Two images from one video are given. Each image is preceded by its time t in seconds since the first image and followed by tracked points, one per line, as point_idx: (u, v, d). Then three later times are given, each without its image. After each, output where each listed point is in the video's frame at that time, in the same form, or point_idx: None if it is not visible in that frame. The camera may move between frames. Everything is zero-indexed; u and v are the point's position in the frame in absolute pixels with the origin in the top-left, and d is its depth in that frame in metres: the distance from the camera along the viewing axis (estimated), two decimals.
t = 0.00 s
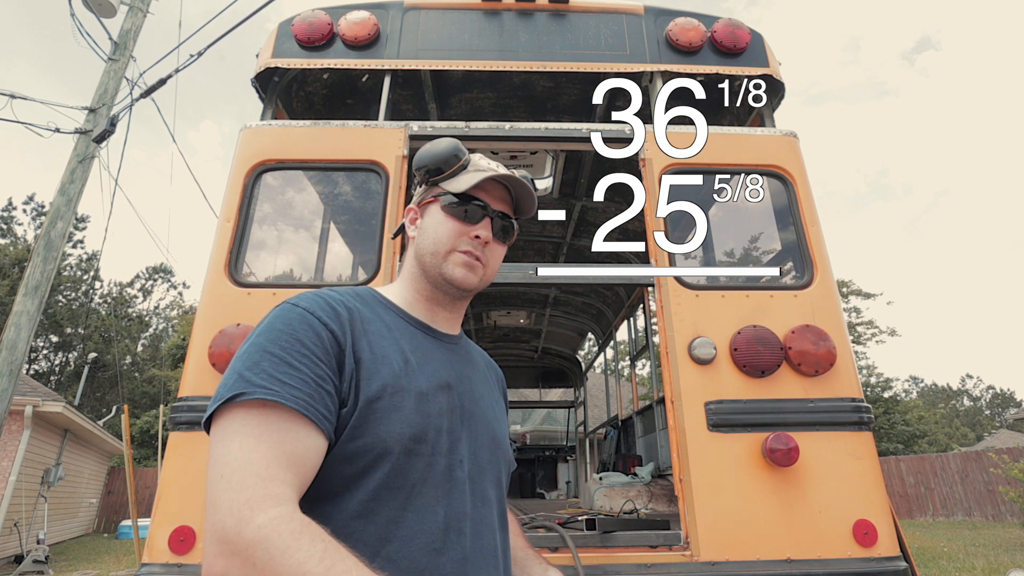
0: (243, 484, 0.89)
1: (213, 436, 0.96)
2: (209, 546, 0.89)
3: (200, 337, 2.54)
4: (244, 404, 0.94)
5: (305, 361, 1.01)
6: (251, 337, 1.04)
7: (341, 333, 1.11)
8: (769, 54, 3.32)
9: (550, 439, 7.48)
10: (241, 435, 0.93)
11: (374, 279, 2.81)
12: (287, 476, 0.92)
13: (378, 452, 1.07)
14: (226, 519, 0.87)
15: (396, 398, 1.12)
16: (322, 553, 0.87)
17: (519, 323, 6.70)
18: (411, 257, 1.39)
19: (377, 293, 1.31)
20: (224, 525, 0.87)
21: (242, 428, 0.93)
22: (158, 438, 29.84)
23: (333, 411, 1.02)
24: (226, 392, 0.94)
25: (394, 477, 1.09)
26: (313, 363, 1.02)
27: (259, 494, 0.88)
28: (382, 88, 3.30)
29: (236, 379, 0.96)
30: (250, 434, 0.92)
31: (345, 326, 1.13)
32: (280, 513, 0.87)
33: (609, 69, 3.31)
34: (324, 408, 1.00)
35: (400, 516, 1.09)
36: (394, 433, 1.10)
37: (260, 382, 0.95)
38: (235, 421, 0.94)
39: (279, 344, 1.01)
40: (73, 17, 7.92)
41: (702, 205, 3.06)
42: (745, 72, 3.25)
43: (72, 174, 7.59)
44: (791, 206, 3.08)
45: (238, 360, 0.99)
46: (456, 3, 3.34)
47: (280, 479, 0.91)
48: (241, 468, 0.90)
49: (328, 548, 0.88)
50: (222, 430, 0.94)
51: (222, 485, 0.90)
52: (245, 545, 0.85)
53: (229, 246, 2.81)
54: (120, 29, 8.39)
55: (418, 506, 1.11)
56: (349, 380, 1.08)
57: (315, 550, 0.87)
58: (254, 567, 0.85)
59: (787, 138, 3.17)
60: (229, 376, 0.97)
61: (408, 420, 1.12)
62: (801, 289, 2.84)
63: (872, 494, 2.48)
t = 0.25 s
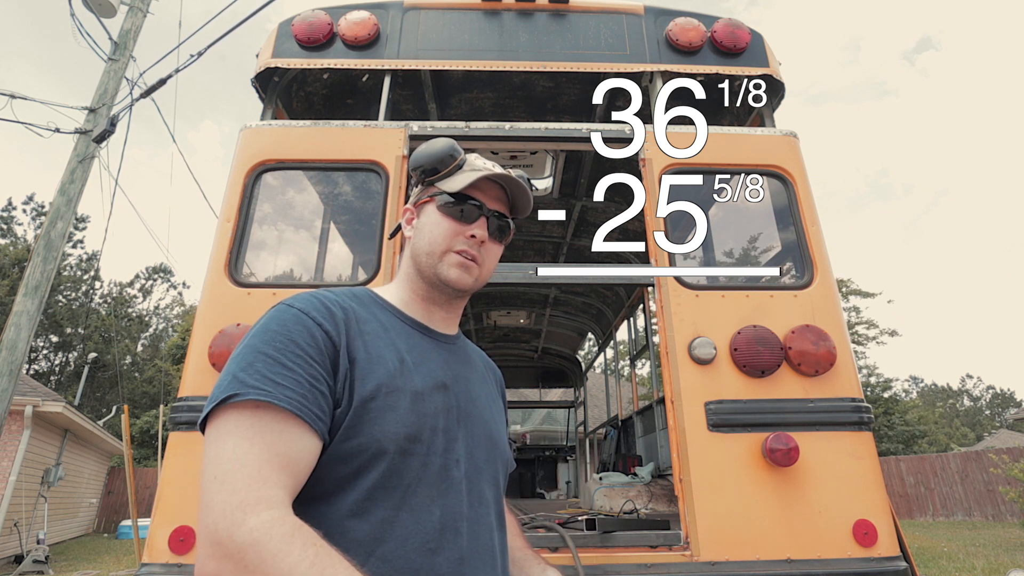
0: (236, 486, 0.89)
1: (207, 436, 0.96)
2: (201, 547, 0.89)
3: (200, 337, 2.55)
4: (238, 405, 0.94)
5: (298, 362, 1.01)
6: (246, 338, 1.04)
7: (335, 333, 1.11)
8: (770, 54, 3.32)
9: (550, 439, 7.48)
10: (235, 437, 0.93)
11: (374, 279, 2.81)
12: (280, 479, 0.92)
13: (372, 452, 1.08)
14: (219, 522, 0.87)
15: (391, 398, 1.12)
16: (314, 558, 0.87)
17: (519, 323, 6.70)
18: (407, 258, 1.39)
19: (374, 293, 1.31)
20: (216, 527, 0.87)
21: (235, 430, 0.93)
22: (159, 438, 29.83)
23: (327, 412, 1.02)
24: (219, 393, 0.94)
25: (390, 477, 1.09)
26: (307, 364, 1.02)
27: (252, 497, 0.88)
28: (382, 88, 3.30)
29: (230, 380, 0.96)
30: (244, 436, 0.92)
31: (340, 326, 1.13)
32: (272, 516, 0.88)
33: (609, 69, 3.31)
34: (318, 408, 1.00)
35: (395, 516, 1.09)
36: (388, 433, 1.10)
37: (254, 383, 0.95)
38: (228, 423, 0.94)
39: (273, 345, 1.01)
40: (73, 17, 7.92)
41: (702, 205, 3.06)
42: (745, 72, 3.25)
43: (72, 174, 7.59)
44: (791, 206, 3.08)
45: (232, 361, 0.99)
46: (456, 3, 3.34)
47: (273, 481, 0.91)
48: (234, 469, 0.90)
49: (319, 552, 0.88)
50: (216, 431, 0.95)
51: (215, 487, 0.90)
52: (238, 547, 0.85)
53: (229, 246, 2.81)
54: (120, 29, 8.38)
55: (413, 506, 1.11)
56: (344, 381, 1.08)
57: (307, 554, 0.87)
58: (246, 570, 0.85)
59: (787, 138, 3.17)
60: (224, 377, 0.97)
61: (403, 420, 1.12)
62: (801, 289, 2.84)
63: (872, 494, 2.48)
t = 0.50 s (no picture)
0: (232, 487, 0.89)
1: (204, 437, 0.96)
2: (198, 549, 0.89)
3: (200, 337, 2.55)
4: (234, 406, 0.94)
5: (295, 362, 1.01)
6: (243, 338, 1.04)
7: (333, 334, 1.11)
8: (770, 54, 3.32)
9: (550, 439, 7.48)
10: (231, 437, 0.93)
11: (374, 279, 2.81)
12: (276, 479, 0.92)
13: (370, 452, 1.08)
14: (216, 523, 0.87)
15: (387, 399, 1.12)
16: (311, 559, 0.87)
17: (519, 323, 6.70)
18: (405, 258, 1.39)
19: (372, 293, 1.31)
20: (213, 528, 0.87)
21: (232, 430, 0.93)
22: (159, 438, 29.83)
23: (324, 412, 1.02)
24: (216, 393, 0.95)
25: (388, 477, 1.09)
26: (304, 364, 1.02)
27: (248, 498, 0.88)
28: (382, 88, 3.31)
29: (226, 381, 0.96)
30: (240, 437, 0.92)
31: (338, 326, 1.13)
32: (269, 517, 0.87)
33: (609, 69, 3.31)
34: (314, 409, 1.00)
35: (393, 517, 1.09)
36: (386, 433, 1.10)
37: (250, 384, 0.95)
38: (225, 423, 0.94)
39: (270, 345, 1.01)
40: (73, 17, 7.91)
41: (702, 206, 3.06)
42: (745, 72, 3.25)
43: (72, 174, 7.59)
44: (791, 206, 3.08)
45: (229, 362, 0.99)
46: (456, 3, 3.34)
47: (270, 482, 0.91)
48: (231, 470, 0.90)
49: (316, 554, 0.88)
50: (213, 431, 0.95)
51: (211, 488, 0.90)
52: (234, 549, 0.85)
53: (229, 246, 2.81)
54: (120, 29, 8.38)
55: (411, 506, 1.11)
56: (341, 381, 1.08)
57: (304, 556, 0.86)
58: (243, 571, 0.85)
59: (787, 138, 3.17)
60: (221, 377, 0.97)
61: (400, 420, 1.12)
62: (801, 289, 2.84)
63: (872, 494, 2.48)
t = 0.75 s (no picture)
0: (231, 488, 0.89)
1: (202, 437, 0.96)
2: (197, 549, 0.89)
3: (200, 337, 2.55)
4: (233, 406, 0.94)
5: (294, 362, 1.01)
6: (242, 338, 1.04)
7: (332, 333, 1.11)
8: (769, 54, 3.32)
9: (550, 439, 7.48)
10: (230, 437, 0.93)
11: (374, 279, 2.81)
12: (276, 479, 0.92)
13: (369, 452, 1.08)
14: (215, 523, 0.87)
15: (387, 398, 1.12)
16: (313, 557, 0.87)
17: (519, 323, 6.70)
18: (403, 258, 1.39)
19: (370, 293, 1.32)
20: (213, 529, 0.87)
21: (231, 430, 0.93)
22: (159, 438, 29.83)
23: (322, 412, 1.02)
24: (214, 393, 0.94)
25: (387, 476, 1.09)
26: (302, 364, 1.02)
27: (248, 498, 0.88)
28: (382, 88, 3.31)
29: (225, 380, 0.96)
30: (239, 437, 0.92)
31: (337, 326, 1.13)
32: (270, 516, 0.88)
33: (609, 69, 3.31)
34: (313, 408, 1.00)
35: (392, 517, 1.09)
36: (385, 433, 1.10)
37: (249, 383, 0.95)
38: (224, 423, 0.94)
39: (269, 345, 1.01)
40: (73, 17, 7.92)
41: (702, 205, 3.06)
42: (745, 72, 3.25)
43: (72, 174, 7.59)
44: (791, 206, 3.08)
45: (228, 362, 0.99)
46: (456, 3, 3.34)
47: (269, 482, 0.91)
48: (230, 470, 0.90)
49: (319, 552, 0.89)
50: (211, 431, 0.94)
51: (210, 488, 0.90)
52: (235, 548, 0.85)
53: (229, 246, 2.80)
54: (120, 29, 8.38)
55: (411, 505, 1.11)
56: (340, 381, 1.08)
57: (306, 553, 0.87)
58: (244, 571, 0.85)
59: (787, 138, 3.17)
60: (220, 377, 0.97)
61: (400, 419, 1.12)
62: (801, 289, 2.84)
63: (872, 494, 2.48)
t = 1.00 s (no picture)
0: (230, 485, 0.89)
1: (200, 436, 0.96)
2: (195, 548, 0.89)
3: (199, 337, 2.55)
4: (231, 405, 0.94)
5: (292, 361, 1.01)
6: (241, 337, 1.04)
7: (330, 332, 1.11)
8: (770, 54, 3.32)
9: (550, 439, 7.48)
10: (228, 436, 0.93)
11: (374, 279, 2.81)
12: (274, 477, 0.92)
13: (369, 450, 1.08)
14: (214, 521, 0.87)
15: (386, 397, 1.12)
16: (314, 546, 0.87)
17: (519, 323, 6.70)
18: (399, 258, 1.39)
19: (367, 292, 1.32)
20: (212, 525, 0.87)
21: (229, 429, 0.93)
22: (159, 438, 29.83)
23: (321, 411, 1.02)
24: (212, 392, 0.94)
25: (387, 475, 1.09)
26: (301, 362, 1.02)
27: (247, 495, 0.88)
28: (382, 88, 3.31)
29: (223, 379, 0.96)
30: (237, 435, 0.92)
31: (335, 325, 1.13)
32: (269, 511, 0.88)
33: (609, 69, 3.31)
34: (311, 407, 1.00)
35: (392, 516, 1.09)
36: (385, 431, 1.10)
37: (247, 382, 0.95)
38: (222, 422, 0.94)
39: (267, 344, 1.01)
40: (73, 17, 7.92)
41: (702, 205, 3.06)
42: (745, 72, 3.25)
43: (72, 174, 7.59)
44: (791, 206, 3.08)
45: (226, 361, 0.99)
46: (456, 3, 3.34)
47: (267, 479, 0.91)
48: (228, 468, 0.90)
49: (320, 541, 0.89)
50: (209, 431, 0.94)
51: (208, 486, 0.90)
52: (233, 545, 0.85)
53: (229, 246, 2.80)
54: (120, 29, 8.38)
55: (411, 504, 1.11)
56: (338, 379, 1.08)
57: (306, 543, 0.87)
58: (245, 565, 0.85)
59: (787, 138, 3.17)
60: (218, 376, 0.97)
61: (400, 417, 1.12)
62: (801, 289, 2.84)
63: (872, 494, 2.48)
